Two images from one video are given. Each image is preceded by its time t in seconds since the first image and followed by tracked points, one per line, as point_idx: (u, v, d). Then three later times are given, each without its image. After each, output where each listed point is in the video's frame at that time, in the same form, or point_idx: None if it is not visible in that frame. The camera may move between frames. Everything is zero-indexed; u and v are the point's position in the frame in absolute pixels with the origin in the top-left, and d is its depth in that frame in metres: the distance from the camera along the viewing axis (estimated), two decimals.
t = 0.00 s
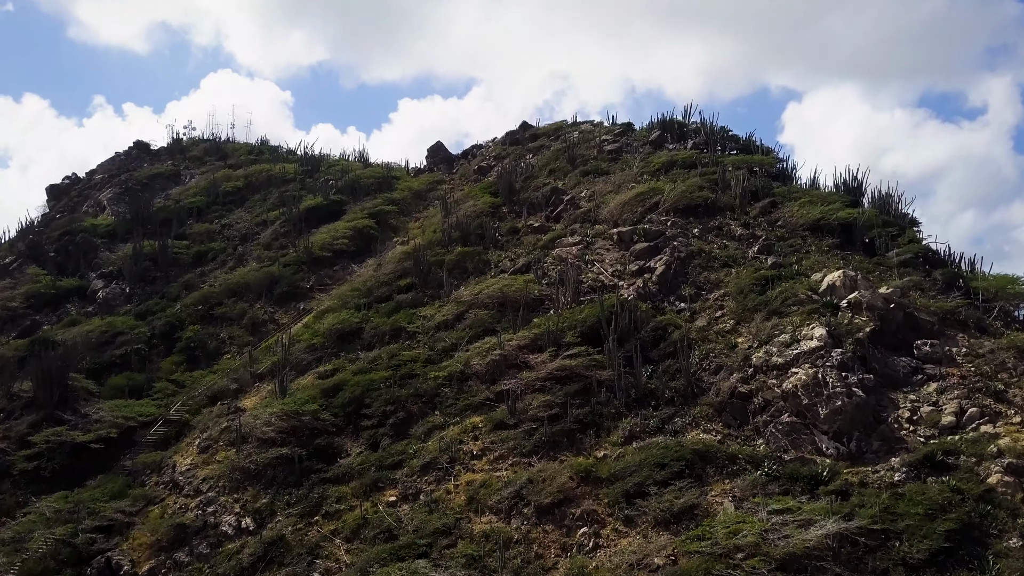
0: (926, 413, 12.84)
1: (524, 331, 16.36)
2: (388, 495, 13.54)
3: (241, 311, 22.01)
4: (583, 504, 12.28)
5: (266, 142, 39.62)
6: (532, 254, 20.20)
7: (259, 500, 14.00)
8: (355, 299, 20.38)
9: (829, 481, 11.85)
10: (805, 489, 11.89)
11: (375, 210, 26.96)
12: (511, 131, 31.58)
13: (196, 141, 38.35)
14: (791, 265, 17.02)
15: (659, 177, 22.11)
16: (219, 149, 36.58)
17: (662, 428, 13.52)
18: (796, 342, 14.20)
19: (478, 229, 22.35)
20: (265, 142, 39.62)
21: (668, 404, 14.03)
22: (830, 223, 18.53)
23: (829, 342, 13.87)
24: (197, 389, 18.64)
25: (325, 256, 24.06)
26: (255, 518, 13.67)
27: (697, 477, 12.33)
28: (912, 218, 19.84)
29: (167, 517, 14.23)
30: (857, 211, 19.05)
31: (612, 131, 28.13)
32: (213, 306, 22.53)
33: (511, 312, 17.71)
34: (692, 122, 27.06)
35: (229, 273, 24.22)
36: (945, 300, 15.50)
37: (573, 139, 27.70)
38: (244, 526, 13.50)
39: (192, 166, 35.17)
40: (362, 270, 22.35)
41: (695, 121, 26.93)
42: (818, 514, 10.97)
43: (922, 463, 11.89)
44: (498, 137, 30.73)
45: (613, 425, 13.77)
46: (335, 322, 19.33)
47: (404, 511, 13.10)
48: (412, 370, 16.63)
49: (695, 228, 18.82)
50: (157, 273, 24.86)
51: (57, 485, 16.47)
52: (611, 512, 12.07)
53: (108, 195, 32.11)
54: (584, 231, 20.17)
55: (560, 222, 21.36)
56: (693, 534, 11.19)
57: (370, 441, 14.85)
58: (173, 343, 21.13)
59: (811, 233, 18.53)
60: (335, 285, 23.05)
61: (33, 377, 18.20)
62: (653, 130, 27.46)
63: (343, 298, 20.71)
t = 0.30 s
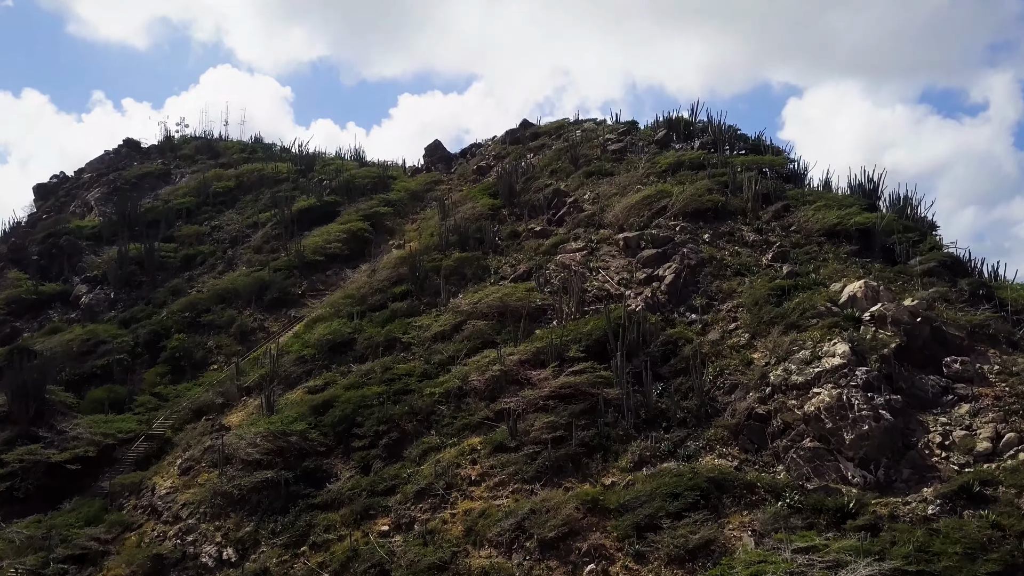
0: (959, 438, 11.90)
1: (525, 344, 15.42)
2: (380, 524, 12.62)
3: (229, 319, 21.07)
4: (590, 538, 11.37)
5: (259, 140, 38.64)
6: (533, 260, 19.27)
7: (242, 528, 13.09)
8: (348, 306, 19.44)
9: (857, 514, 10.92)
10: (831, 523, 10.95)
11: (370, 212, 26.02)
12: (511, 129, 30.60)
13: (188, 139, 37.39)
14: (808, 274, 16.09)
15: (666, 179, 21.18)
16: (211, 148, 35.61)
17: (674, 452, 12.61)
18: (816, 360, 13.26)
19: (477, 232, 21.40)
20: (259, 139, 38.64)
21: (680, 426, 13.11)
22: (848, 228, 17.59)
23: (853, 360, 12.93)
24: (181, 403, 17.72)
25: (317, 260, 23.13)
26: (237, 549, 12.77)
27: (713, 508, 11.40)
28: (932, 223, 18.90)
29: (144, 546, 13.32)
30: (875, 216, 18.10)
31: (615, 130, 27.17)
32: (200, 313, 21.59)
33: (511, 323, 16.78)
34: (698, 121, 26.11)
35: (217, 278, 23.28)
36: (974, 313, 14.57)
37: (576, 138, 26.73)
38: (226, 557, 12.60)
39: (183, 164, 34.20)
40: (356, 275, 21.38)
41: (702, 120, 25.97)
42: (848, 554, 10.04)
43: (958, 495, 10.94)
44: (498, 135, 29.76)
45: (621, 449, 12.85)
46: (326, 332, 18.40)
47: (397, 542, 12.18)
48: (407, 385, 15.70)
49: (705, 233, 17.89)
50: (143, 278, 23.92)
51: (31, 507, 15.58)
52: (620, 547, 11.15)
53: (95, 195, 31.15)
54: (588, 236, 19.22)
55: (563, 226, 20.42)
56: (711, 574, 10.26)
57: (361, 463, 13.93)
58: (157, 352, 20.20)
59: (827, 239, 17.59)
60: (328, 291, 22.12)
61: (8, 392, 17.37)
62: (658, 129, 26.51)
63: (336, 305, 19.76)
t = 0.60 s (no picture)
0: (997, 464, 10.97)
1: (527, 357, 14.51)
2: (370, 554, 11.73)
3: (217, 325, 20.15)
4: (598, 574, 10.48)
5: (253, 135, 37.66)
6: (535, 265, 18.34)
7: (223, 558, 12.21)
8: (340, 312, 18.52)
9: (889, 550, 9.98)
10: (860, 559, 10.02)
11: (365, 212, 25.08)
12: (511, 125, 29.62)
13: (179, 134, 36.40)
14: (827, 282, 15.16)
15: (674, 180, 20.24)
16: (202, 144, 34.63)
17: (687, 478, 11.72)
18: (840, 377, 12.33)
19: (476, 233, 20.46)
20: (252, 135, 37.65)
21: (693, 448, 12.19)
22: (867, 232, 16.65)
23: (879, 378, 12.01)
24: (163, 416, 16.82)
25: (310, 262, 22.21)
26: None
27: (730, 543, 10.49)
28: (954, 226, 17.96)
29: None
30: (896, 218, 17.15)
31: (620, 126, 26.19)
32: (187, 319, 20.68)
33: (512, 332, 15.86)
34: (706, 117, 25.15)
35: (206, 281, 22.36)
36: (1006, 325, 13.63)
37: (579, 135, 25.77)
38: None
39: (173, 160, 33.22)
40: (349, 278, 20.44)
41: (710, 116, 25.01)
42: None
43: (999, 530, 10.00)
44: (498, 131, 28.79)
45: (630, 474, 11.95)
46: (317, 340, 17.50)
47: None
48: (401, 400, 14.79)
49: (717, 237, 16.97)
50: (128, 280, 22.98)
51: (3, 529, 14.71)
52: None
53: (82, 192, 30.17)
54: (593, 239, 18.29)
55: (566, 228, 19.48)
56: None
57: (351, 486, 13.03)
58: (141, 360, 19.29)
59: (845, 243, 16.68)
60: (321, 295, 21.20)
61: None
62: (664, 125, 25.54)
63: (327, 311, 18.82)
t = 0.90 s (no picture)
0: None
1: (528, 372, 13.54)
2: None
3: (202, 330, 19.18)
4: None
5: (246, 129, 36.61)
6: (536, 269, 17.33)
7: None
8: (330, 319, 17.53)
9: None
10: None
11: (359, 210, 24.06)
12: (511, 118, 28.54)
13: (169, 127, 35.33)
14: (849, 290, 14.15)
15: (682, 179, 19.21)
16: (193, 137, 33.56)
17: (702, 509, 10.75)
18: (868, 398, 11.32)
19: (474, 235, 19.47)
20: (245, 129, 36.61)
21: (708, 476, 11.22)
22: (890, 236, 15.63)
23: (912, 400, 10.99)
24: (142, 431, 15.85)
25: (300, 264, 21.22)
26: None
27: None
28: (980, 228, 16.93)
29: None
30: (920, 220, 16.11)
31: (624, 120, 25.12)
32: (171, 324, 19.72)
33: (512, 344, 14.87)
34: (715, 112, 24.10)
35: (191, 284, 21.39)
36: None
37: (582, 130, 24.72)
38: None
39: (162, 155, 32.17)
40: (341, 281, 19.44)
41: (719, 111, 23.95)
42: None
43: None
44: (497, 126, 27.74)
45: (640, 504, 10.97)
46: (305, 349, 16.52)
47: None
48: (393, 416, 13.82)
49: (730, 241, 15.98)
50: (111, 282, 22.00)
51: None
52: None
53: (67, 187, 29.14)
54: (597, 242, 17.28)
55: (569, 230, 18.47)
56: None
57: (338, 514, 12.07)
58: (121, 369, 18.33)
59: (866, 248, 15.68)
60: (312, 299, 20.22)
61: None
62: (671, 119, 24.48)
63: (317, 316, 17.80)
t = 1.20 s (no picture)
0: None
1: (528, 386, 12.64)
2: None
3: (186, 336, 18.29)
4: None
5: (239, 122, 35.62)
6: (537, 273, 16.42)
7: None
8: (319, 325, 16.63)
9: None
10: None
11: (352, 208, 23.14)
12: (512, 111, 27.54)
13: (160, 120, 34.34)
14: (871, 299, 13.23)
15: (690, 177, 18.28)
16: (183, 130, 32.58)
17: (718, 542, 9.87)
18: (897, 420, 10.37)
19: (472, 236, 18.55)
20: (238, 122, 35.62)
21: (724, 505, 10.34)
22: (913, 239, 14.68)
23: (946, 424, 10.04)
24: (119, 444, 14.97)
25: (290, 264, 20.31)
26: None
27: None
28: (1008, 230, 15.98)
29: None
30: (946, 221, 15.14)
31: (629, 113, 24.14)
32: (154, 328, 18.84)
33: (511, 354, 13.98)
34: (723, 105, 23.13)
35: (177, 285, 20.49)
36: None
37: (585, 123, 23.73)
38: None
39: (151, 148, 31.20)
40: (332, 284, 18.54)
41: (728, 104, 22.98)
42: None
43: None
44: (497, 119, 26.76)
45: (650, 537, 10.11)
46: (292, 358, 15.62)
47: None
48: (384, 433, 12.95)
49: (743, 245, 15.08)
50: (93, 283, 21.10)
51: None
52: None
53: (52, 182, 28.19)
54: (602, 244, 16.36)
55: (572, 231, 17.55)
56: None
57: (323, 543, 11.19)
58: (100, 377, 17.46)
59: (888, 252, 14.75)
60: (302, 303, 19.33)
61: None
62: (678, 112, 23.51)
63: (306, 322, 16.90)
